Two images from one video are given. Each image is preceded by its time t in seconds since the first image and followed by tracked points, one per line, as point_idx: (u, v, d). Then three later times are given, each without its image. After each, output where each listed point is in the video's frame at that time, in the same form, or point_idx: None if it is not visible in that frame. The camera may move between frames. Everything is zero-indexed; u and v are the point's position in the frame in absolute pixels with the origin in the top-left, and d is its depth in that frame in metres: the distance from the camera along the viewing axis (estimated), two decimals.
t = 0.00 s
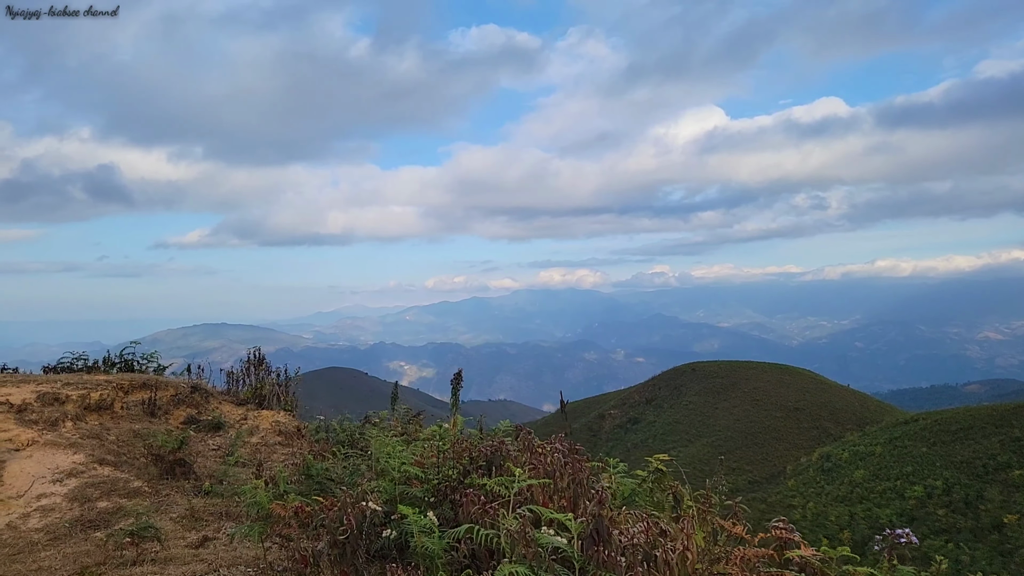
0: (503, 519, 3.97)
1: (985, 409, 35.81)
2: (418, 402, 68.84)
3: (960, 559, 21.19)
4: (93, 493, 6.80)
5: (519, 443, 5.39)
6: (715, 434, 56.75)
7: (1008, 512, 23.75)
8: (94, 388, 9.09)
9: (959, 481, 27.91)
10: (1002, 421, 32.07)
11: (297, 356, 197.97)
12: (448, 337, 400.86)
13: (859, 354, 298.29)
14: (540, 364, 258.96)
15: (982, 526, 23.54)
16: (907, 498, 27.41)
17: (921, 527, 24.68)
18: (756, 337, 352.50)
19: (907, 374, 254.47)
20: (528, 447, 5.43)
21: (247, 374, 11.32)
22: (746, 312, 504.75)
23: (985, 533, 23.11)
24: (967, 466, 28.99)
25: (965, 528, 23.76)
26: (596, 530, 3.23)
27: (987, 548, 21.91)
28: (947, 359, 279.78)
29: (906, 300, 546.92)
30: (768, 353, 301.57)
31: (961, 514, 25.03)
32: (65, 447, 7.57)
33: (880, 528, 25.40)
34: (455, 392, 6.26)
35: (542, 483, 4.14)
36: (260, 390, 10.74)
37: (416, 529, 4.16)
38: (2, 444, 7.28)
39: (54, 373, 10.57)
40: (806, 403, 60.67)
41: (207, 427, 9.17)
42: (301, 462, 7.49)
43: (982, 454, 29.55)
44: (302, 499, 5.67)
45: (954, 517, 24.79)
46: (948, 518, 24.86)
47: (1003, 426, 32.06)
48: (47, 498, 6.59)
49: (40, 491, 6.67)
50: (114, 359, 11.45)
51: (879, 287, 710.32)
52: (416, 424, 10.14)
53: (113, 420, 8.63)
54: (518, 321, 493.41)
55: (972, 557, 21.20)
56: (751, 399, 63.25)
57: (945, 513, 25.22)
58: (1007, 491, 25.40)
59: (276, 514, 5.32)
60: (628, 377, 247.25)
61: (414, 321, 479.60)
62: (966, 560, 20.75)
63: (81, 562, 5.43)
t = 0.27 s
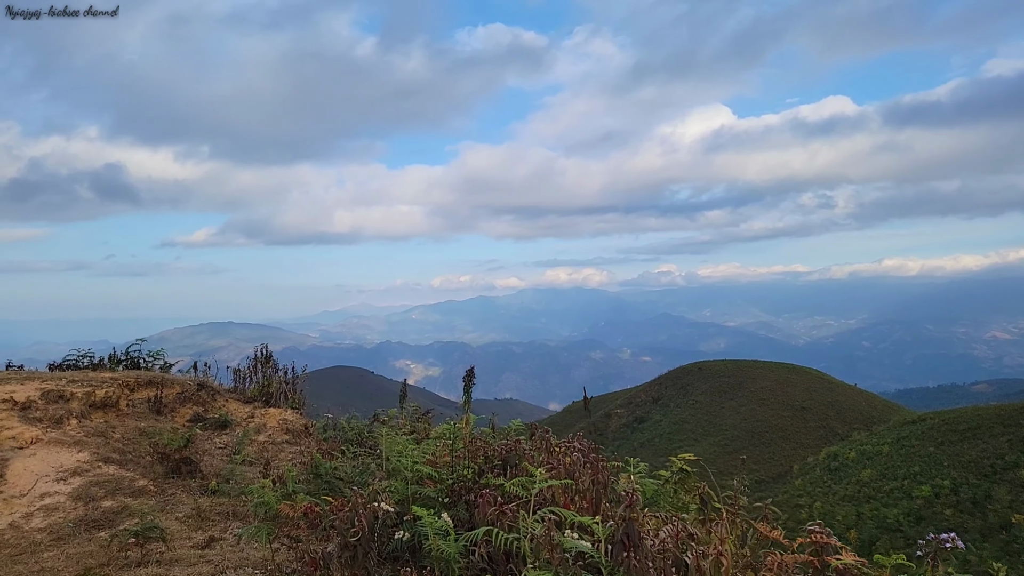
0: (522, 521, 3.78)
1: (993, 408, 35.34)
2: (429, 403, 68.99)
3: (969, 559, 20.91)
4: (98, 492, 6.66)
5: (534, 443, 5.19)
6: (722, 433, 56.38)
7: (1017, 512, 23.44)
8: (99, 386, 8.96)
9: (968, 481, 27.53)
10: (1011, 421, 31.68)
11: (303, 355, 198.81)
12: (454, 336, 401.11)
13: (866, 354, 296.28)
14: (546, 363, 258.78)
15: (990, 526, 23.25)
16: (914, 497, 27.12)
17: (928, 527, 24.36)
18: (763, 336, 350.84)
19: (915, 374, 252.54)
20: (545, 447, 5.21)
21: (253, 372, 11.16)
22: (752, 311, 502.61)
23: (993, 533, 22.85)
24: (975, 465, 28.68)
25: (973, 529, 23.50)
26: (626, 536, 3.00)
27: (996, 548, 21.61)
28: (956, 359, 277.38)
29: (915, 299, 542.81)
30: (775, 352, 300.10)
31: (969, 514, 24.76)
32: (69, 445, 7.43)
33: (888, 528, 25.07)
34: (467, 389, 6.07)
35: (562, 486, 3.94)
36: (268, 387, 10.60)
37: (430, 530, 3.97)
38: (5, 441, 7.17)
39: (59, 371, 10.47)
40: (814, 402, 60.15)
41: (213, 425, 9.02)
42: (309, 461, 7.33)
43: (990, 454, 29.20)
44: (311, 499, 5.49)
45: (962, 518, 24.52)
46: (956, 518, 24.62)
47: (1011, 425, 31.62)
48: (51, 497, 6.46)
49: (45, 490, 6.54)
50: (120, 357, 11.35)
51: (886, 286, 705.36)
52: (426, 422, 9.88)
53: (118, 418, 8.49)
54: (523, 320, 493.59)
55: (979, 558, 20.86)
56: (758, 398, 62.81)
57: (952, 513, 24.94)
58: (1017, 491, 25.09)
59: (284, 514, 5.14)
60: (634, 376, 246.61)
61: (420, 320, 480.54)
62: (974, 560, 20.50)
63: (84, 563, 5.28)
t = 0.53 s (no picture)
0: (543, 533, 3.59)
1: (1003, 408, 34.95)
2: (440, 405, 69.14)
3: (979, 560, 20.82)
4: (102, 496, 6.53)
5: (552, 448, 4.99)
6: (729, 433, 55.96)
7: None
8: (105, 387, 8.85)
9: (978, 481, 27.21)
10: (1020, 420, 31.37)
11: (309, 355, 199.32)
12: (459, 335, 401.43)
13: (873, 352, 294.53)
14: (552, 362, 258.41)
15: (1000, 527, 23.43)
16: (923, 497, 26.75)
17: (937, 527, 24.09)
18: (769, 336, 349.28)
19: (923, 373, 250.81)
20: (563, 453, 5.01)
21: (261, 372, 11.01)
22: (758, 310, 500.67)
23: (1003, 534, 23.01)
24: (985, 465, 28.45)
25: (983, 528, 23.55)
26: (659, 554, 2.81)
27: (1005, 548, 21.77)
28: (964, 358, 275.10)
29: (922, 297, 538.96)
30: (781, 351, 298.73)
31: (978, 514, 24.71)
32: (74, 448, 7.31)
33: (896, 529, 24.83)
34: (481, 392, 5.88)
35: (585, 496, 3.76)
36: (275, 389, 10.46)
37: (445, 541, 3.79)
38: (10, 444, 7.07)
39: (65, 371, 10.36)
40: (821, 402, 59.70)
41: (220, 427, 8.88)
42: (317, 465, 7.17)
43: (1000, 454, 28.95)
44: (321, 505, 5.32)
45: (971, 517, 24.43)
46: (965, 518, 24.38)
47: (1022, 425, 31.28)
48: (55, 501, 6.33)
49: (49, 495, 6.41)
50: (127, 357, 11.25)
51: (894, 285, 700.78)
52: (435, 424, 9.70)
53: (124, 420, 8.38)
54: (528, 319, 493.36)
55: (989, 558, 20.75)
56: (765, 398, 62.35)
57: (961, 513, 24.75)
58: None
59: (293, 522, 4.98)
60: (640, 375, 245.95)
61: (425, 320, 481.10)
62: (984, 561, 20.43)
63: (88, 571, 5.13)
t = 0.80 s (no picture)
0: (564, 544, 3.44)
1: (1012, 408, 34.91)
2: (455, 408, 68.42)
3: (986, 561, 20.59)
4: (110, 497, 6.44)
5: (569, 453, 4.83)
6: (735, 433, 55.64)
7: None
8: (112, 386, 8.76)
9: (986, 483, 26.96)
10: None
11: (314, 354, 199.70)
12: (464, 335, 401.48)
13: (879, 353, 292.58)
14: (556, 362, 258.11)
15: (1007, 528, 23.22)
16: (929, 498, 26.48)
17: (944, 528, 23.86)
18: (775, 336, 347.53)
19: (931, 374, 249.02)
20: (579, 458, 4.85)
21: (269, 372, 10.89)
22: (764, 310, 498.34)
23: (1010, 535, 22.83)
24: (993, 467, 28.55)
25: (990, 530, 23.31)
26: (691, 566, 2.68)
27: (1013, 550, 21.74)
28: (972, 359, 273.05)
29: (930, 297, 535.42)
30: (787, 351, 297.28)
31: (985, 515, 24.44)
32: (81, 448, 7.24)
33: (902, 530, 24.27)
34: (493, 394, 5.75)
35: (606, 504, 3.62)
36: (282, 388, 10.37)
37: (462, 548, 3.65)
38: (17, 444, 7.00)
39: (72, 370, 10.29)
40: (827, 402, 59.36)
41: (227, 427, 8.81)
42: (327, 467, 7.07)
43: (1008, 455, 29.18)
44: (332, 509, 5.21)
45: (978, 519, 24.16)
46: (972, 520, 24.10)
47: None
48: (62, 502, 6.25)
49: (56, 495, 6.33)
50: (134, 357, 11.18)
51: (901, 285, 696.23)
52: (445, 426, 9.59)
53: (131, 420, 8.30)
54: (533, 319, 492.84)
55: (998, 561, 20.59)
56: (771, 398, 62.04)
57: (968, 514, 24.50)
58: None
59: (303, 525, 4.86)
60: (645, 375, 245.39)
61: (430, 319, 481.35)
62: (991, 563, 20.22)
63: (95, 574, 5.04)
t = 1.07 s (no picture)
0: (593, 550, 3.29)
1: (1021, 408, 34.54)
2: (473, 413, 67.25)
3: (993, 562, 20.22)
4: (120, 497, 6.35)
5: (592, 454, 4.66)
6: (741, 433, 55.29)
7: None
8: (121, 385, 8.68)
9: (995, 484, 26.69)
10: None
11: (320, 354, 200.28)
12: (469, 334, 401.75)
13: (886, 353, 290.69)
14: (562, 361, 257.80)
15: (1015, 528, 22.75)
16: (938, 499, 26.10)
17: (952, 528, 23.57)
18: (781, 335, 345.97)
19: (938, 373, 247.24)
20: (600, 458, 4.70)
21: (278, 371, 10.78)
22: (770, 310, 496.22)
23: (1017, 535, 22.39)
24: (1001, 467, 28.34)
25: (999, 530, 22.98)
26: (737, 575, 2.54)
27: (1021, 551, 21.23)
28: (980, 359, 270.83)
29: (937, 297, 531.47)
30: (793, 351, 295.80)
31: (994, 516, 24.12)
32: (91, 447, 7.15)
33: (910, 530, 24.09)
34: (510, 393, 5.62)
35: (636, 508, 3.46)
36: (292, 388, 10.26)
37: (486, 552, 3.50)
38: (26, 444, 6.93)
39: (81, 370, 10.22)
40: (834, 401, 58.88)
41: (237, 426, 8.71)
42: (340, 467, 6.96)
43: (1017, 455, 28.94)
44: (348, 511, 5.09)
45: (987, 519, 23.90)
46: (980, 520, 23.86)
47: None
48: (72, 503, 6.16)
49: (65, 496, 6.24)
50: (143, 356, 11.09)
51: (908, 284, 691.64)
52: (456, 425, 9.46)
53: (141, 419, 8.21)
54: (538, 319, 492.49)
55: (1006, 561, 20.24)
56: (778, 397, 61.66)
57: (977, 514, 24.24)
58: None
59: (319, 526, 4.74)
60: (651, 375, 244.59)
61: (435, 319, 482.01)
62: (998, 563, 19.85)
63: None
